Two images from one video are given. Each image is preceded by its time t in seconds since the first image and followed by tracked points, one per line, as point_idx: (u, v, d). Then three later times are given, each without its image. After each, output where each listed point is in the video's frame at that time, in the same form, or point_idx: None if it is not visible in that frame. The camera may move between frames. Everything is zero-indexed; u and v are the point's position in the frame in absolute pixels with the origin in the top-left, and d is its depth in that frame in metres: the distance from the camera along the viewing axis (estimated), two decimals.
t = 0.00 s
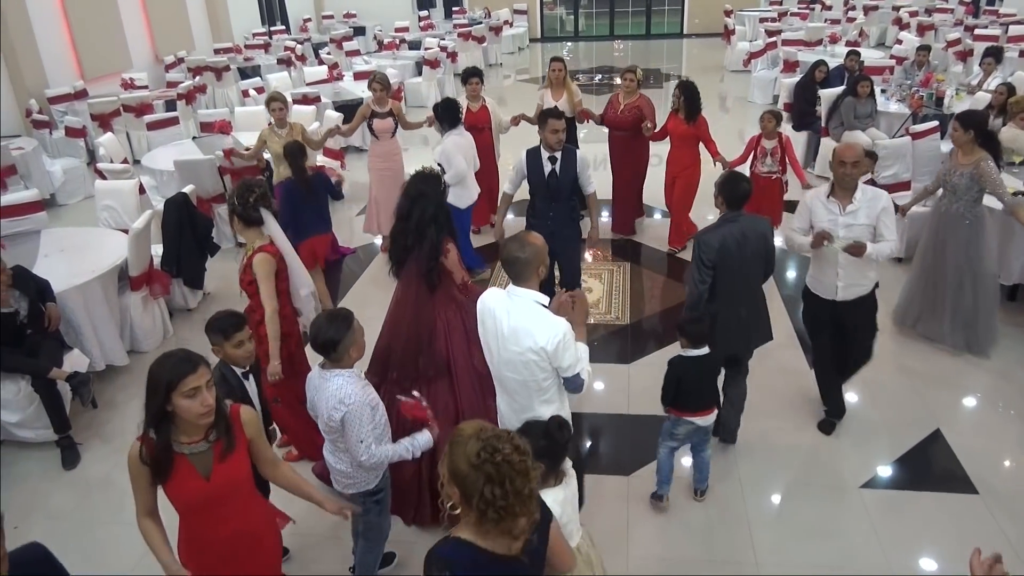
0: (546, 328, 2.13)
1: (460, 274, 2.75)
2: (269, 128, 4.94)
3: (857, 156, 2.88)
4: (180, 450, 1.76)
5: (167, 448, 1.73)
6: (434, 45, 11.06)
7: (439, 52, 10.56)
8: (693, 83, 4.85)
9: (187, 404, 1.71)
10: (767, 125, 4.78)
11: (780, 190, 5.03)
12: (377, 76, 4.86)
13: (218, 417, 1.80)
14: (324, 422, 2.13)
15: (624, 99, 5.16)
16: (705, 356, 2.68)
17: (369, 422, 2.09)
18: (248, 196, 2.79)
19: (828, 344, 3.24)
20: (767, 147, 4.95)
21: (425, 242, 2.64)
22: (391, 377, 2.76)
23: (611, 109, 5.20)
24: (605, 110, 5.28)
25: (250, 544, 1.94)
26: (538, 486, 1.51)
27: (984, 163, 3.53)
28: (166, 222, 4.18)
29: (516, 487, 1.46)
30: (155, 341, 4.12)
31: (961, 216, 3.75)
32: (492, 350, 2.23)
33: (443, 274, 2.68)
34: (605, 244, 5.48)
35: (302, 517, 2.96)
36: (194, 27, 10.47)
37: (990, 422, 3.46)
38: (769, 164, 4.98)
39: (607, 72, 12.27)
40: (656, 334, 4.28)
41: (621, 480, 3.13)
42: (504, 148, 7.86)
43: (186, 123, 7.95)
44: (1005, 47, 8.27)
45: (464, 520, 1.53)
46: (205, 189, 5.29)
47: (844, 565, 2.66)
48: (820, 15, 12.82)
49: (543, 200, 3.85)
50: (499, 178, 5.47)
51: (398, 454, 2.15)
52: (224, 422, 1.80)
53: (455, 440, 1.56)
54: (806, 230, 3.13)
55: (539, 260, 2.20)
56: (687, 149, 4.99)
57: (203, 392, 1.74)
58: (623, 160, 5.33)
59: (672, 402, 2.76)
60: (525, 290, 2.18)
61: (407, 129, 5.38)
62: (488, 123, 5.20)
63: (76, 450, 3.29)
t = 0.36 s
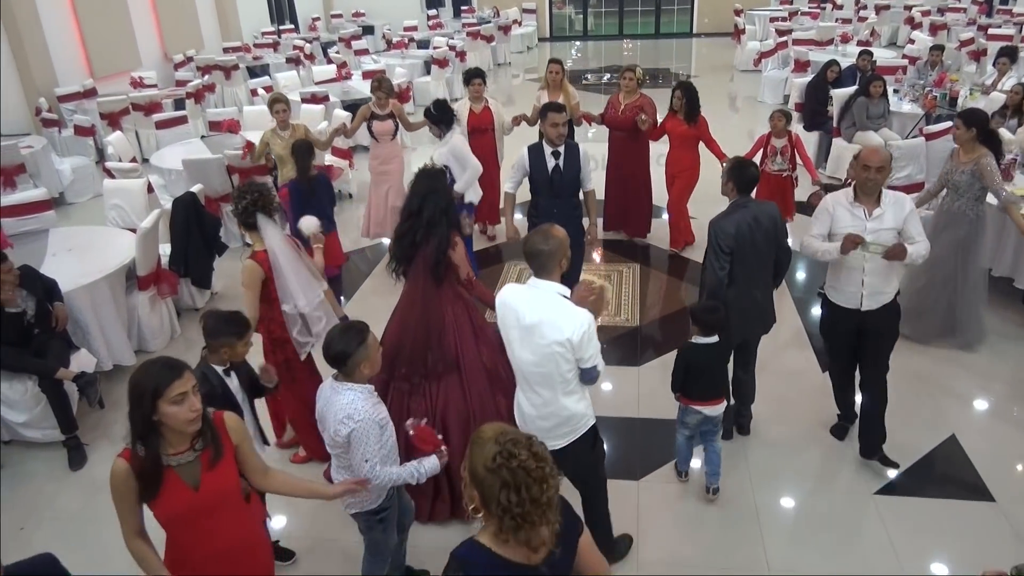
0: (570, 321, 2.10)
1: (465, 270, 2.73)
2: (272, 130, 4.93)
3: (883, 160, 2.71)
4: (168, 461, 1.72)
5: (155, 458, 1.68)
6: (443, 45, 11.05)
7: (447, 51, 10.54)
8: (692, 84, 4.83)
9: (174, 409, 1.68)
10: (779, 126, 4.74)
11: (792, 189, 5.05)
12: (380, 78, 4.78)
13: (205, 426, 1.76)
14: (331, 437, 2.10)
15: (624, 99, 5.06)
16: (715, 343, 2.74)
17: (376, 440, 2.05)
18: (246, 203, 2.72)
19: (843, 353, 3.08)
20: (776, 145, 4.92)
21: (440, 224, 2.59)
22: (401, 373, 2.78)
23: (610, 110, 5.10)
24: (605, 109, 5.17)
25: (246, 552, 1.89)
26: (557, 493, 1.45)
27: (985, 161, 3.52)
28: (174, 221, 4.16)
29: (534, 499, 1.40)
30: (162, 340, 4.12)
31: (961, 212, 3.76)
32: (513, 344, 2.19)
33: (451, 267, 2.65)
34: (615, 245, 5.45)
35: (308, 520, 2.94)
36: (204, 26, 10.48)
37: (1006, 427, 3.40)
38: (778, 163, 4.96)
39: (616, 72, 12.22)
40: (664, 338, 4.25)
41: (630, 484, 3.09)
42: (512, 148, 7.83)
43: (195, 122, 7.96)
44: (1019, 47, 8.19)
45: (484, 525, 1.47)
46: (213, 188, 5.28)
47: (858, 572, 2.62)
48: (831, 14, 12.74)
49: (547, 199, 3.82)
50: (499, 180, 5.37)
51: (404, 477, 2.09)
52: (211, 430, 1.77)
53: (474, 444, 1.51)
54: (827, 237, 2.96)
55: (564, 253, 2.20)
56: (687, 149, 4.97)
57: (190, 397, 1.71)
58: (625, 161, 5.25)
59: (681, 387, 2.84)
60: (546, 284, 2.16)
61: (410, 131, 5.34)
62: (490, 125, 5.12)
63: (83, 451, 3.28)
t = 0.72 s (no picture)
0: (611, 309, 2.10)
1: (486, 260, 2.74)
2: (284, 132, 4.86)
3: (904, 169, 2.60)
4: (133, 473, 1.71)
5: (120, 472, 1.67)
6: (451, 44, 11.03)
7: (456, 51, 10.51)
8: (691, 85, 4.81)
9: (140, 421, 1.67)
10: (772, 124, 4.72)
11: (789, 191, 4.92)
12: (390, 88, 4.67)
13: (169, 434, 1.76)
14: (339, 444, 2.07)
15: (623, 102, 5.00)
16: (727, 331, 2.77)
17: (384, 447, 2.03)
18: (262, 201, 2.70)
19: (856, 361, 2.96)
20: (771, 146, 4.87)
21: (453, 224, 2.62)
22: (425, 364, 2.81)
23: (609, 113, 5.03)
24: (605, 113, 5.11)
25: (212, 560, 1.90)
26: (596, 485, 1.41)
27: (977, 163, 3.44)
28: (181, 221, 4.15)
29: (582, 493, 1.36)
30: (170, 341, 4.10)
31: (952, 214, 3.71)
32: (553, 338, 2.19)
33: (471, 259, 2.69)
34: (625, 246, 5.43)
35: (318, 523, 2.92)
36: (212, 25, 10.48)
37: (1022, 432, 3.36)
38: (772, 164, 4.89)
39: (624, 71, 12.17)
40: (676, 341, 4.21)
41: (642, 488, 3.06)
42: (521, 148, 7.80)
43: (203, 121, 7.96)
44: None
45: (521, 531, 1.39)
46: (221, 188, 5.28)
47: None
48: (841, 14, 12.66)
49: (552, 202, 3.78)
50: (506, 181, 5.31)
51: (413, 482, 2.09)
52: (174, 438, 1.77)
53: (502, 453, 1.42)
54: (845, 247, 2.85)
55: (600, 246, 2.16)
56: (684, 151, 4.93)
57: (156, 407, 1.70)
58: (624, 163, 5.15)
59: (690, 376, 2.86)
60: (584, 276, 2.15)
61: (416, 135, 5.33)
62: (499, 129, 5.08)
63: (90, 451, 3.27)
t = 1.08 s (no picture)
0: (642, 304, 2.14)
1: (492, 247, 2.80)
2: (275, 139, 4.81)
3: (900, 179, 2.54)
4: (114, 479, 1.72)
5: (101, 480, 1.67)
6: (452, 44, 11.00)
7: (457, 51, 10.49)
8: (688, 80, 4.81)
9: (117, 428, 1.66)
10: (757, 124, 4.70)
11: (771, 192, 4.80)
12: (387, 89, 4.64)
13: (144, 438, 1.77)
14: (354, 446, 2.04)
15: (619, 104, 4.97)
16: (739, 319, 2.82)
17: (404, 445, 2.02)
18: (272, 201, 2.68)
19: (854, 371, 2.92)
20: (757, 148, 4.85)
21: (459, 216, 2.66)
22: (442, 354, 2.82)
23: (604, 113, 5.00)
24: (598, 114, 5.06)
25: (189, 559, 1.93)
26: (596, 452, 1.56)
27: (972, 161, 3.43)
28: (181, 224, 4.12)
29: (600, 462, 1.50)
30: (168, 342, 4.09)
31: (948, 211, 3.69)
32: (586, 335, 2.22)
33: (480, 248, 2.74)
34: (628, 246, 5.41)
35: (318, 529, 2.88)
36: (213, 25, 10.46)
37: None
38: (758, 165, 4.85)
39: (626, 71, 12.13)
40: (679, 344, 4.17)
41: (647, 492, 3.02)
42: (524, 149, 7.78)
43: (203, 122, 7.95)
44: None
45: (555, 522, 1.44)
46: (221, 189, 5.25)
47: None
48: (844, 13, 12.63)
49: (549, 204, 3.73)
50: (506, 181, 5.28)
51: (437, 473, 2.09)
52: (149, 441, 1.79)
53: (533, 453, 1.43)
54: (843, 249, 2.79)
55: (634, 243, 2.19)
56: (682, 147, 4.90)
57: (131, 413, 1.69)
58: (614, 165, 5.07)
59: (704, 365, 2.93)
60: (613, 273, 2.19)
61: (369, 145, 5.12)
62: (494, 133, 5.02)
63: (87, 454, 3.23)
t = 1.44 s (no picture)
0: (645, 292, 2.16)
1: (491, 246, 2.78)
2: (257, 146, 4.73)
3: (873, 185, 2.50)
4: (96, 479, 1.67)
5: (82, 481, 1.63)
6: (442, 44, 10.96)
7: (447, 50, 10.45)
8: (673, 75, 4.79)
9: (89, 433, 1.61)
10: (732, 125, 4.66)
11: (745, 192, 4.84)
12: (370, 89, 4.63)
13: (123, 436, 1.73)
14: (376, 428, 2.03)
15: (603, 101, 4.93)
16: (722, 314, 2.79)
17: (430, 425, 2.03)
18: (258, 201, 2.64)
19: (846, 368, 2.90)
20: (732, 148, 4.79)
21: (456, 215, 2.64)
22: (438, 352, 2.80)
23: (587, 113, 4.95)
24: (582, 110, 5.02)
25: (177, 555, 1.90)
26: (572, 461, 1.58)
27: (956, 155, 3.48)
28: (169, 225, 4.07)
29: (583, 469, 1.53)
30: (157, 344, 4.03)
31: (929, 206, 3.68)
32: (590, 323, 2.23)
33: (480, 247, 2.72)
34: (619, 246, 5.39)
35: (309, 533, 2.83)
36: (200, 24, 10.39)
37: None
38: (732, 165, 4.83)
39: (616, 70, 12.13)
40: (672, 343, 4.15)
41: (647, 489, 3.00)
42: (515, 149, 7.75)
43: (191, 122, 7.88)
44: None
45: (553, 535, 1.44)
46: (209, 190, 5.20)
47: None
48: (833, 13, 12.67)
49: (529, 207, 3.71)
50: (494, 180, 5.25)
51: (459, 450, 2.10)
52: (128, 440, 1.74)
53: (529, 469, 1.42)
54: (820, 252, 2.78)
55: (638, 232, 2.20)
56: (671, 141, 4.91)
57: (105, 417, 1.64)
58: (596, 166, 5.04)
59: (687, 357, 2.91)
60: (617, 261, 2.19)
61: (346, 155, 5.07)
62: (477, 136, 4.94)
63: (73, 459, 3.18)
